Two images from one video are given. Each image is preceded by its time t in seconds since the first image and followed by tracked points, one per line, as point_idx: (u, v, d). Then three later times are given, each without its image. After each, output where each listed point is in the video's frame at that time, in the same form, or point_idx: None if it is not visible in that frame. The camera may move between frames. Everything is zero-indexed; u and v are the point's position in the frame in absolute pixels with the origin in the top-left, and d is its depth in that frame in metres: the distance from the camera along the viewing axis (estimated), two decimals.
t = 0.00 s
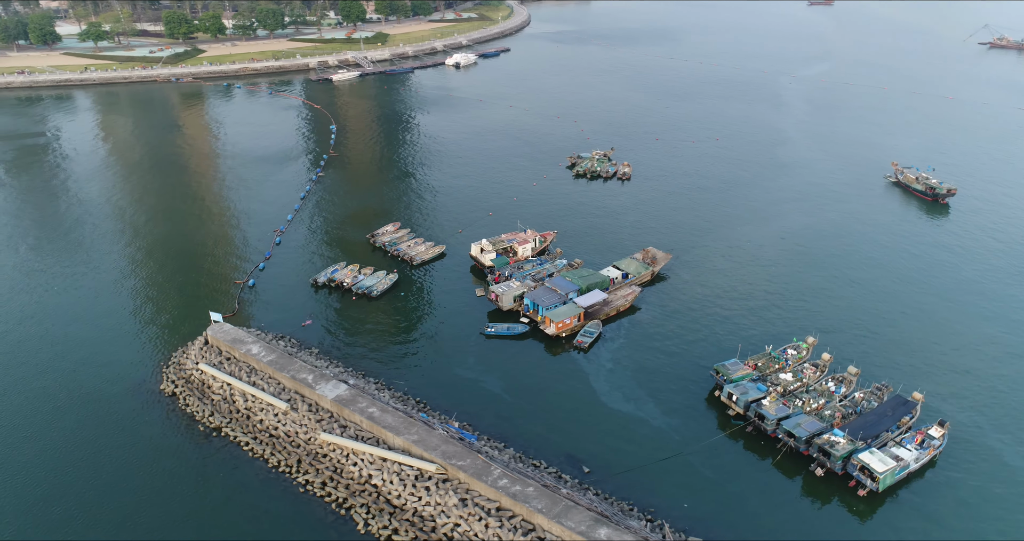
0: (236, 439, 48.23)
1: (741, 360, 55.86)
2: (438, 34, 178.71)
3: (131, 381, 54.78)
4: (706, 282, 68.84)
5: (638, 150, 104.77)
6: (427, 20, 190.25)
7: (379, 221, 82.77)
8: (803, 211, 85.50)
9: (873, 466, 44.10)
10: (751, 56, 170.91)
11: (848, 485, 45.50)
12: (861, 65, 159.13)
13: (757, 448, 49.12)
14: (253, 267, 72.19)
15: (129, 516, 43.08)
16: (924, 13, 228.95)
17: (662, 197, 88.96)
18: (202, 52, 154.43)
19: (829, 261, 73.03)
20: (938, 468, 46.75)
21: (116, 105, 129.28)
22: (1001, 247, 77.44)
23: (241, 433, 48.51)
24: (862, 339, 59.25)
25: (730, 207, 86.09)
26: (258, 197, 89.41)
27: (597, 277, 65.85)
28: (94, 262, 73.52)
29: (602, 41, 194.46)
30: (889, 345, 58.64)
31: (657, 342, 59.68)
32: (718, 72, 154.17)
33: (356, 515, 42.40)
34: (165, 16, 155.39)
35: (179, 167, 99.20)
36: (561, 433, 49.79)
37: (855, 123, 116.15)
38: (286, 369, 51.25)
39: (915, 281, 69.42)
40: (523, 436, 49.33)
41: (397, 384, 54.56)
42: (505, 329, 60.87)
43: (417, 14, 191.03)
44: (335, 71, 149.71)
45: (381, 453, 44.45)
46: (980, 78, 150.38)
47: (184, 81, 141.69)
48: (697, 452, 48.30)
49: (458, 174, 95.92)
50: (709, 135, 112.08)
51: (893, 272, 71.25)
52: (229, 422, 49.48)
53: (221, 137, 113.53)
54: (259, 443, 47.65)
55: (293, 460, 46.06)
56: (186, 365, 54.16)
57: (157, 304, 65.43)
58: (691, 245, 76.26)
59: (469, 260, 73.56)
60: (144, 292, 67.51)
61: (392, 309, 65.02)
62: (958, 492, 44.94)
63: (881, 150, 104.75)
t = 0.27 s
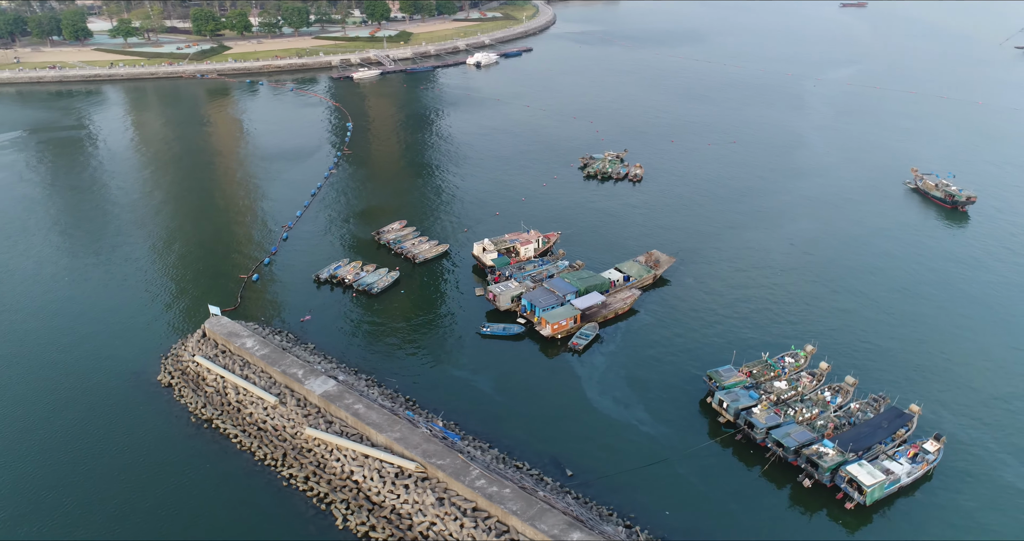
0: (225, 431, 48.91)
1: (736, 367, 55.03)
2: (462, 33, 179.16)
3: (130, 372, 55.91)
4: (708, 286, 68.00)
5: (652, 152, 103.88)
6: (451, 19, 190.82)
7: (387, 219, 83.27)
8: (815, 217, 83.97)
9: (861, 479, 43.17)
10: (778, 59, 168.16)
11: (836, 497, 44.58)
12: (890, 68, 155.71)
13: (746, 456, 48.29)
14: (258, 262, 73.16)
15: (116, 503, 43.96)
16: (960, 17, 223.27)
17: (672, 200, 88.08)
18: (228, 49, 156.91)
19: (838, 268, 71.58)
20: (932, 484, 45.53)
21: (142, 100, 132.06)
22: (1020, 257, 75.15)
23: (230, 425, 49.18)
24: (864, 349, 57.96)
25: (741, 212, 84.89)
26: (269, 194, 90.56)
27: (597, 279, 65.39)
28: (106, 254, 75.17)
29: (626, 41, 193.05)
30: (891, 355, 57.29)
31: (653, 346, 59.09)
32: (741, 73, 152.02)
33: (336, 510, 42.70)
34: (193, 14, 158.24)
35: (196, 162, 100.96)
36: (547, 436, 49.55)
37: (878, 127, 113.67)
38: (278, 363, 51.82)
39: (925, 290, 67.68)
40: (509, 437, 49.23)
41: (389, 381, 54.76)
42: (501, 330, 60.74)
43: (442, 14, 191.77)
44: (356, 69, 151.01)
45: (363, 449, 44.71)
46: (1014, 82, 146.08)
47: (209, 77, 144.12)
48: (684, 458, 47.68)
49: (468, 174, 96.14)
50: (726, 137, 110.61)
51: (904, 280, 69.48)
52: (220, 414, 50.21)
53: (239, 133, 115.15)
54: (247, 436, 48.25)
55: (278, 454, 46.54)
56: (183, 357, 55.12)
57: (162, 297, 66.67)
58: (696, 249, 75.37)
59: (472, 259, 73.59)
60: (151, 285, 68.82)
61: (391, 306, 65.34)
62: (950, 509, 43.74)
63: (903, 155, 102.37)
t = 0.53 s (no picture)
0: (213, 425, 49.56)
1: (729, 375, 54.20)
2: (483, 33, 179.33)
3: (127, 366, 56.97)
4: (708, 291, 67.02)
5: (664, 154, 102.89)
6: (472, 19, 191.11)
7: (392, 218, 83.66)
8: (825, 223, 82.44)
9: (845, 492, 42.18)
10: (801, 61, 165.49)
11: (820, 510, 43.60)
12: (917, 72, 152.37)
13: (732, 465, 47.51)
14: (261, 259, 73.99)
15: (102, 493, 44.77)
16: (996, 20, 217.58)
17: (680, 203, 87.12)
18: (251, 47, 159.05)
19: (843, 276, 70.11)
20: (922, 500, 44.39)
21: (164, 97, 134.51)
22: None
23: (219, 420, 49.80)
24: (863, 359, 56.63)
25: (749, 216, 83.56)
26: (278, 191, 91.53)
27: (594, 282, 64.93)
28: (115, 249, 76.69)
29: (648, 43, 191.54)
30: (891, 366, 55.91)
31: (647, 351, 58.46)
32: (762, 76, 149.92)
33: (314, 507, 42.98)
34: (218, 12, 160.71)
35: (211, 159, 102.48)
36: (532, 439, 49.32)
37: (898, 132, 111.24)
38: (267, 360, 52.35)
39: (933, 301, 66.01)
40: (493, 440, 49.11)
41: (378, 379, 54.96)
42: (495, 331, 60.56)
43: (463, 14, 192.18)
44: (375, 69, 152.06)
45: (343, 447, 44.96)
46: None
47: (230, 75, 146.22)
48: (668, 466, 47.08)
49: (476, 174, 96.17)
50: (741, 140, 109.09)
51: (912, 289, 67.89)
52: (209, 408, 50.88)
53: (255, 130, 116.60)
54: (234, 431, 48.82)
55: (262, 450, 47.00)
56: (178, 351, 55.97)
57: (164, 292, 67.79)
58: (700, 253, 74.40)
59: (472, 260, 73.56)
60: (155, 280, 70.02)
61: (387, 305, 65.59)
62: (938, 526, 42.58)
63: (921, 161, 100.09)
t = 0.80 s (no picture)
0: (201, 420, 50.14)
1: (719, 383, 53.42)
2: (502, 33, 179.16)
3: (124, 358, 57.99)
4: (708, 295, 66.00)
5: (675, 155, 101.71)
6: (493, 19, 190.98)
7: (396, 217, 83.93)
8: (835, 228, 80.72)
9: (827, 507, 41.28)
10: (825, 64, 162.70)
11: (802, 524, 42.74)
12: (944, 77, 148.83)
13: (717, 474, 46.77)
14: (263, 256, 74.74)
15: (88, 484, 45.56)
16: None
17: (687, 206, 86.03)
18: (272, 46, 160.91)
19: (849, 282, 68.58)
20: (910, 515, 43.27)
21: (184, 93, 136.75)
22: None
23: (207, 414, 50.37)
24: (860, 369, 55.35)
25: (758, 219, 82.06)
26: (286, 188, 92.39)
27: (591, 285, 64.44)
28: (123, 243, 78.07)
29: (670, 44, 189.70)
30: (889, 377, 54.55)
31: (639, 356, 57.82)
32: (783, 79, 147.58)
33: (291, 504, 43.23)
34: (241, 11, 162.92)
35: (224, 156, 103.82)
36: (515, 442, 49.07)
37: (918, 137, 108.71)
38: (257, 356, 52.80)
39: (940, 311, 64.20)
40: (476, 441, 48.96)
41: (367, 378, 55.13)
42: (488, 332, 60.39)
43: (484, 14, 192.19)
44: (393, 68, 152.85)
45: (324, 445, 45.17)
46: None
47: (250, 73, 148.05)
48: (649, 472, 46.54)
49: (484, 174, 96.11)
50: (755, 142, 107.36)
51: (919, 298, 66.19)
52: (199, 403, 51.49)
53: (270, 128, 117.89)
54: (220, 425, 49.30)
55: (246, 445, 47.42)
56: (172, 345, 56.74)
57: (167, 286, 68.87)
58: (703, 256, 73.31)
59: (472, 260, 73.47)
60: (159, 275, 71.12)
61: (384, 303, 65.78)
62: None
63: (940, 168, 97.69)
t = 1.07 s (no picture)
0: (193, 413, 50.82)
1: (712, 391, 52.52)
2: (526, 34, 178.68)
3: (124, 350, 59.01)
4: (709, 301, 64.89)
5: (690, 158, 100.36)
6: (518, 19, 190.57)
7: (404, 217, 84.16)
8: (848, 232, 78.65)
9: (809, 522, 40.35)
10: (854, 68, 159.31)
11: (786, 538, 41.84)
12: (977, 82, 144.50)
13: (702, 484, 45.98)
14: (269, 252, 75.54)
15: (78, 473, 46.45)
16: None
17: (697, 208, 84.66)
18: (297, 44, 162.80)
19: (858, 290, 66.79)
20: (899, 533, 41.96)
21: (209, 91, 139.06)
22: None
23: (198, 408, 51.04)
24: (861, 380, 53.82)
25: (769, 223, 80.35)
26: (298, 185, 93.34)
27: (590, 289, 63.88)
28: (135, 236, 79.51)
29: (696, 46, 187.29)
30: (890, 389, 52.90)
31: (634, 361, 57.09)
32: (809, 82, 144.73)
33: (272, 500, 43.57)
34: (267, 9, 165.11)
35: (241, 152, 105.30)
36: (500, 445, 48.78)
37: (944, 144, 105.69)
38: (250, 351, 53.31)
39: (953, 320, 61.92)
40: (461, 443, 48.78)
41: (359, 376, 55.30)
42: (484, 333, 60.18)
43: (509, 14, 191.91)
44: (414, 67, 153.55)
45: (307, 442, 45.44)
46: None
47: (274, 71, 149.96)
48: (633, 480, 45.87)
49: (495, 174, 95.89)
50: (773, 145, 105.36)
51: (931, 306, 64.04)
52: (192, 396, 52.18)
53: (288, 125, 119.27)
54: (211, 419, 49.88)
55: (233, 439, 47.90)
56: (171, 339, 57.60)
57: (172, 280, 69.98)
58: (709, 260, 72.06)
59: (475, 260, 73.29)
60: (166, 268, 72.28)
61: (383, 302, 65.97)
62: None
63: (964, 176, 94.82)
